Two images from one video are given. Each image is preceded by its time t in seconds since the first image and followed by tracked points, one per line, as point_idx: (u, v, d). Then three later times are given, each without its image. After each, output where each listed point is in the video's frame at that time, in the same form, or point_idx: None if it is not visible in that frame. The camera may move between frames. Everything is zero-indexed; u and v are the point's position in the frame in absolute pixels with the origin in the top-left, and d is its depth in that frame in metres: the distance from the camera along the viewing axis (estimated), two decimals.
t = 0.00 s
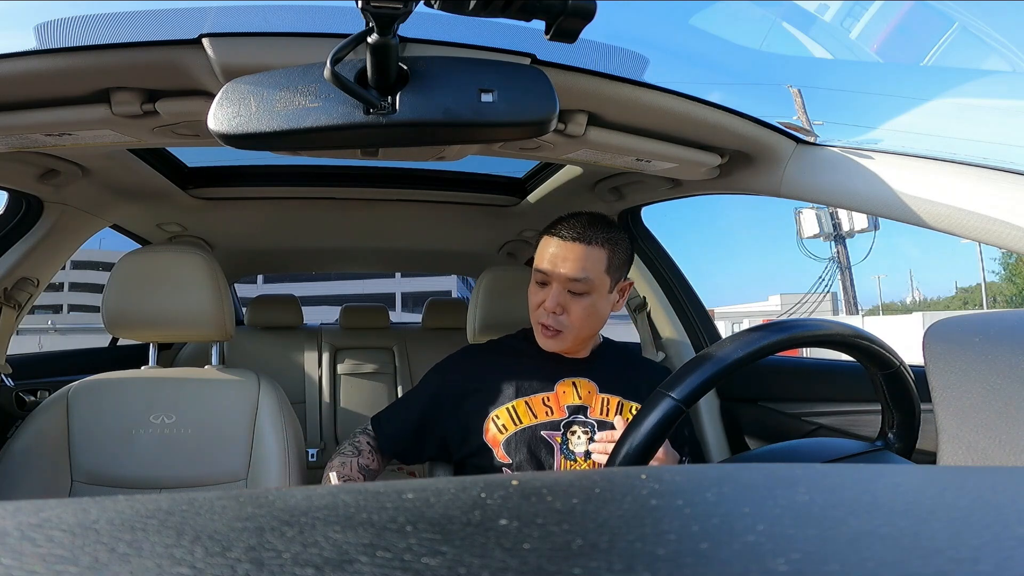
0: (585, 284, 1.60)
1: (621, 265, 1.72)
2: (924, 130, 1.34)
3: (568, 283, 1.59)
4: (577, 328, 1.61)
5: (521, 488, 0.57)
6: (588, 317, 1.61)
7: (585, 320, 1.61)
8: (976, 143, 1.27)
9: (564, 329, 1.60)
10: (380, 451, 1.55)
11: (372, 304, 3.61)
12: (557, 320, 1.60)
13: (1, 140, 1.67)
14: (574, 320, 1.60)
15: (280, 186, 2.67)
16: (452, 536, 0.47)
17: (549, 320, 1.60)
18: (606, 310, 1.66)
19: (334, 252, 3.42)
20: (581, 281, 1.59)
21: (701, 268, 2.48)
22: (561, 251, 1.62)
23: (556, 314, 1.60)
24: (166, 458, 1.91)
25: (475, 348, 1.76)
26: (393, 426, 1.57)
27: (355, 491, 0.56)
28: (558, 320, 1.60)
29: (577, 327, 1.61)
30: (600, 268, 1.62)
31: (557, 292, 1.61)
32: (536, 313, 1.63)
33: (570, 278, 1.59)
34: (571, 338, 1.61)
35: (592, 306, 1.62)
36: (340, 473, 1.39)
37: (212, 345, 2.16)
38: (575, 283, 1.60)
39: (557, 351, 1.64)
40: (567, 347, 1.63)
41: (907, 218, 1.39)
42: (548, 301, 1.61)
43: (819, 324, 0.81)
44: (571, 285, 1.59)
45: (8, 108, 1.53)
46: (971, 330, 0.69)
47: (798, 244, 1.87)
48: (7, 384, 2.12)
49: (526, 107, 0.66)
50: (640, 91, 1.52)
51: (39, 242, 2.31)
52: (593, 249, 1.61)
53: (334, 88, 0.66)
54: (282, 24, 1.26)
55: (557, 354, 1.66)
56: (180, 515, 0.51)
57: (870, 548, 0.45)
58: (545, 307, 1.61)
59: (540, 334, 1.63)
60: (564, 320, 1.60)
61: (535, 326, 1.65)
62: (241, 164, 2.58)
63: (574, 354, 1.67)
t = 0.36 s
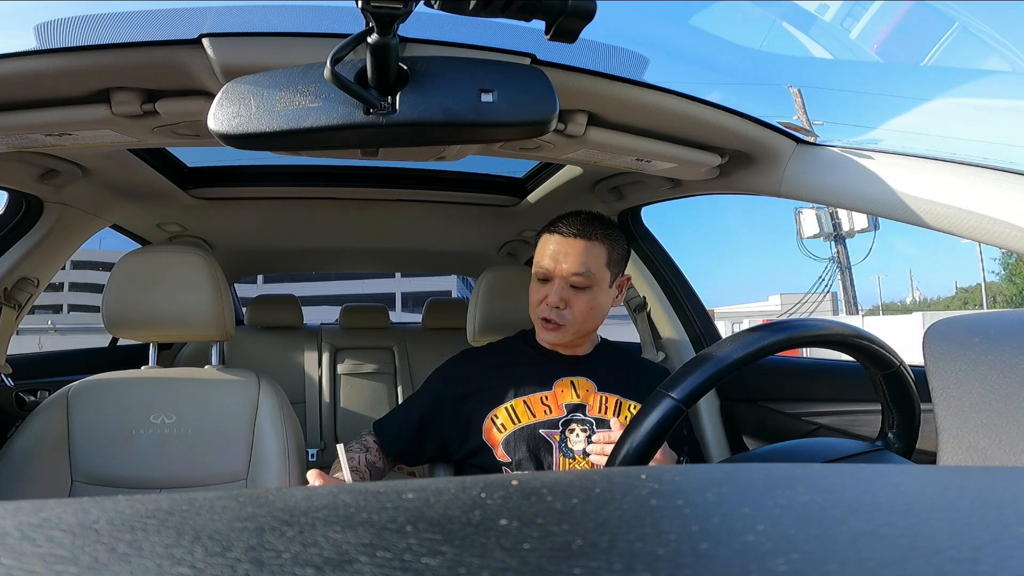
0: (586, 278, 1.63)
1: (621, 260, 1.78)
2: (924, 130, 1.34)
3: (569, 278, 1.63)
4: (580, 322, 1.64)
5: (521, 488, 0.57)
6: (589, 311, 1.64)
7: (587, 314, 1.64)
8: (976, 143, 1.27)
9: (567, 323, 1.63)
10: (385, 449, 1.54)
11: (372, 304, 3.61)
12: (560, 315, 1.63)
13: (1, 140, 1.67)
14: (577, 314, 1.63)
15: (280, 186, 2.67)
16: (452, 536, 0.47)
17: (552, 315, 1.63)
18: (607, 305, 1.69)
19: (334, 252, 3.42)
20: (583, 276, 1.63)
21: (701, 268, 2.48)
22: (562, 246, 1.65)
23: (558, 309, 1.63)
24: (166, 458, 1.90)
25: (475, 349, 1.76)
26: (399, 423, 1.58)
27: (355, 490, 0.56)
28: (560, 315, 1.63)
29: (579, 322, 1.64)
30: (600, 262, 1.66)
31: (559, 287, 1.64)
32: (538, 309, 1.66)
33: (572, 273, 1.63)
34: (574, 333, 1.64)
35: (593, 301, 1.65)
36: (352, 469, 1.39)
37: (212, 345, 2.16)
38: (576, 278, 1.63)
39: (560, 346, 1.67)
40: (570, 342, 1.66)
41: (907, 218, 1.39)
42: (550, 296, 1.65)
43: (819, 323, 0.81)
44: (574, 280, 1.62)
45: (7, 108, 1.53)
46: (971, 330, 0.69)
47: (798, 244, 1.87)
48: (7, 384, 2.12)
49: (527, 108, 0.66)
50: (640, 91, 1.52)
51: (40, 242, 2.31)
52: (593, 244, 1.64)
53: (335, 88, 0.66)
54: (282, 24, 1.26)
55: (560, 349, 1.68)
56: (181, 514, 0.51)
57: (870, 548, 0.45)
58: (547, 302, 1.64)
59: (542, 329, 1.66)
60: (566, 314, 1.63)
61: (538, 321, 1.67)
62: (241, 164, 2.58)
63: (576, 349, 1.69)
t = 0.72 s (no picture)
0: (583, 273, 1.66)
1: (615, 255, 1.81)
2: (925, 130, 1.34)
3: (567, 273, 1.66)
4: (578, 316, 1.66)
5: (521, 488, 0.57)
6: (588, 305, 1.66)
7: (585, 308, 1.67)
8: (976, 143, 1.27)
9: (567, 318, 1.64)
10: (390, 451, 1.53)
11: (372, 304, 3.61)
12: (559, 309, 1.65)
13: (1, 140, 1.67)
14: (576, 309, 1.65)
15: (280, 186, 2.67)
16: (452, 536, 0.47)
17: (551, 311, 1.65)
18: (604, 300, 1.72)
19: (334, 252, 3.42)
20: (580, 270, 1.66)
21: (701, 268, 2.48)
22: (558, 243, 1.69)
23: (557, 304, 1.65)
24: (166, 458, 1.90)
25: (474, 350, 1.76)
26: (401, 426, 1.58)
27: (355, 490, 0.56)
28: (559, 309, 1.65)
29: (579, 317, 1.66)
30: (596, 257, 1.69)
31: (557, 282, 1.67)
32: (537, 306, 1.68)
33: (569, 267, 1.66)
34: (574, 328, 1.65)
35: (591, 296, 1.68)
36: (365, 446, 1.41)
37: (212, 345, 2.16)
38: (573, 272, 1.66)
39: (560, 343, 1.67)
40: (569, 338, 1.66)
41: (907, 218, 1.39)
42: (549, 292, 1.67)
43: (819, 323, 0.81)
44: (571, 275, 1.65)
45: (7, 108, 1.53)
46: (971, 330, 0.69)
47: (798, 244, 1.87)
48: (7, 384, 2.12)
49: (527, 108, 0.66)
50: (640, 91, 1.52)
51: (40, 242, 2.31)
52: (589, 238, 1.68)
53: (334, 88, 0.66)
54: (282, 24, 1.26)
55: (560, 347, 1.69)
56: (181, 515, 0.51)
57: (870, 548, 0.45)
58: (546, 298, 1.66)
59: (542, 326, 1.67)
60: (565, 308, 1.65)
61: (537, 319, 1.68)
62: (241, 164, 2.58)
63: (576, 347, 1.70)
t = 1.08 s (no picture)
0: (553, 260, 1.72)
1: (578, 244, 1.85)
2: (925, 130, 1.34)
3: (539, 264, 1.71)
4: (558, 304, 1.72)
5: (521, 488, 0.57)
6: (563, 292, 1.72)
7: (563, 296, 1.72)
8: (976, 143, 1.27)
9: (545, 307, 1.69)
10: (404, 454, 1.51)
11: (372, 304, 3.61)
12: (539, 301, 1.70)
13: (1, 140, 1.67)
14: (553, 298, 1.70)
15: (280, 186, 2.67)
16: (452, 536, 0.47)
17: (529, 304, 1.69)
18: (578, 286, 1.78)
19: (334, 252, 3.42)
20: (550, 259, 1.72)
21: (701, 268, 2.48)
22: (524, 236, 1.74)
23: (534, 296, 1.69)
24: (166, 458, 1.90)
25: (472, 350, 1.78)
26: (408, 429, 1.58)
27: (355, 491, 0.56)
28: (539, 301, 1.70)
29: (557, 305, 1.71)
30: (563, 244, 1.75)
31: (530, 275, 1.72)
32: (515, 303, 1.72)
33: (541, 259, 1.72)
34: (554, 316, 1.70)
35: (566, 283, 1.73)
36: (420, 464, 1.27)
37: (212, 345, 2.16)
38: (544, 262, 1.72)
39: (545, 335, 1.71)
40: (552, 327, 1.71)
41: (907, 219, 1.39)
42: (524, 287, 1.71)
43: (819, 323, 0.81)
44: (544, 266, 1.71)
45: (7, 108, 1.53)
46: (971, 330, 0.69)
47: (798, 244, 1.88)
48: (7, 384, 2.12)
49: (526, 108, 0.66)
50: (640, 91, 1.52)
51: (40, 242, 2.31)
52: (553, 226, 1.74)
53: (334, 88, 0.66)
54: (282, 24, 1.26)
55: (545, 340, 1.72)
56: (180, 515, 0.51)
57: (870, 548, 0.45)
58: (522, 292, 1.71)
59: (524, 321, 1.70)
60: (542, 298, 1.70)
61: (518, 316, 1.72)
62: (241, 164, 2.57)
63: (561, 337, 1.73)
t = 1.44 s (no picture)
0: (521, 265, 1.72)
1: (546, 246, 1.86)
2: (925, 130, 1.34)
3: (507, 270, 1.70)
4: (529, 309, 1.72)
5: (521, 488, 0.57)
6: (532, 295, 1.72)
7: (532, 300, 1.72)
8: (976, 143, 1.27)
9: (518, 313, 1.68)
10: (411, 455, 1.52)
11: (372, 304, 3.61)
12: (511, 309, 1.68)
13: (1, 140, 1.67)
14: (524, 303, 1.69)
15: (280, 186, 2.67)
16: (452, 536, 0.47)
17: (501, 313, 1.67)
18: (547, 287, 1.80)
19: (334, 252, 3.41)
20: (518, 264, 1.71)
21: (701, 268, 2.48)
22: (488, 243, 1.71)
23: (507, 304, 1.67)
24: (166, 458, 1.90)
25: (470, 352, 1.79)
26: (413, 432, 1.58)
27: (355, 490, 0.57)
28: (511, 309, 1.67)
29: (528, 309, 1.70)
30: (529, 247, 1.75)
31: (500, 283, 1.70)
32: (487, 314, 1.68)
33: (510, 265, 1.70)
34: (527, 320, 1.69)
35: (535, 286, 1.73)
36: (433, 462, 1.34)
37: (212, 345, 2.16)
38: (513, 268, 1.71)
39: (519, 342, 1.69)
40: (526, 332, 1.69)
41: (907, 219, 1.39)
42: (494, 296, 1.68)
43: (818, 323, 0.81)
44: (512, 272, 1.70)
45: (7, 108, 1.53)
46: (971, 330, 0.69)
47: (798, 244, 1.88)
48: (7, 384, 2.12)
49: (526, 108, 0.66)
50: (640, 91, 1.52)
51: (40, 242, 2.31)
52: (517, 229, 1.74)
53: (334, 88, 0.66)
54: (282, 24, 1.26)
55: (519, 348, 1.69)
56: (180, 515, 0.51)
57: (869, 548, 0.45)
58: (494, 301, 1.68)
59: (497, 332, 1.67)
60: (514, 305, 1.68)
61: (490, 327, 1.68)
62: (241, 164, 2.57)
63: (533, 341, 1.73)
